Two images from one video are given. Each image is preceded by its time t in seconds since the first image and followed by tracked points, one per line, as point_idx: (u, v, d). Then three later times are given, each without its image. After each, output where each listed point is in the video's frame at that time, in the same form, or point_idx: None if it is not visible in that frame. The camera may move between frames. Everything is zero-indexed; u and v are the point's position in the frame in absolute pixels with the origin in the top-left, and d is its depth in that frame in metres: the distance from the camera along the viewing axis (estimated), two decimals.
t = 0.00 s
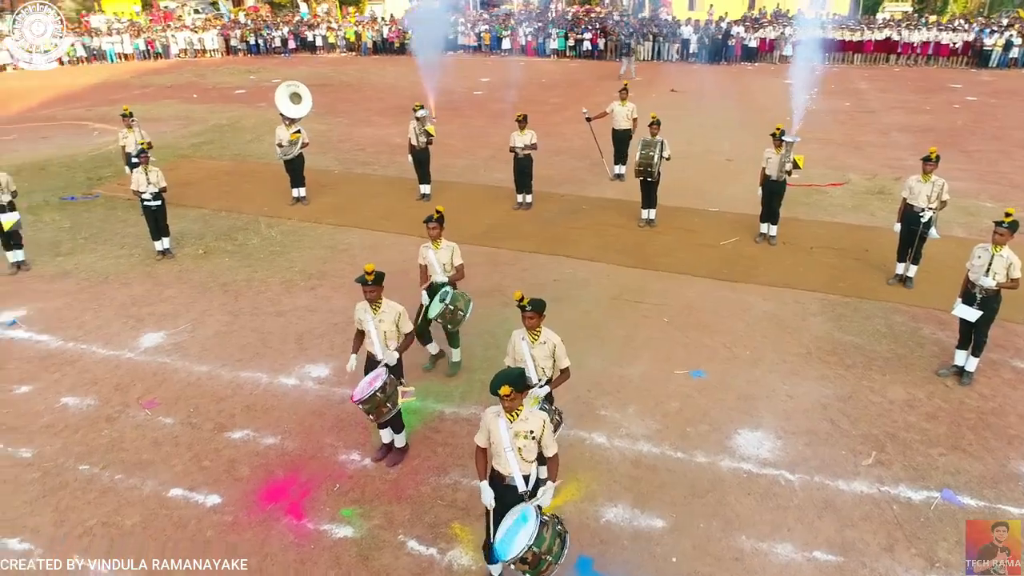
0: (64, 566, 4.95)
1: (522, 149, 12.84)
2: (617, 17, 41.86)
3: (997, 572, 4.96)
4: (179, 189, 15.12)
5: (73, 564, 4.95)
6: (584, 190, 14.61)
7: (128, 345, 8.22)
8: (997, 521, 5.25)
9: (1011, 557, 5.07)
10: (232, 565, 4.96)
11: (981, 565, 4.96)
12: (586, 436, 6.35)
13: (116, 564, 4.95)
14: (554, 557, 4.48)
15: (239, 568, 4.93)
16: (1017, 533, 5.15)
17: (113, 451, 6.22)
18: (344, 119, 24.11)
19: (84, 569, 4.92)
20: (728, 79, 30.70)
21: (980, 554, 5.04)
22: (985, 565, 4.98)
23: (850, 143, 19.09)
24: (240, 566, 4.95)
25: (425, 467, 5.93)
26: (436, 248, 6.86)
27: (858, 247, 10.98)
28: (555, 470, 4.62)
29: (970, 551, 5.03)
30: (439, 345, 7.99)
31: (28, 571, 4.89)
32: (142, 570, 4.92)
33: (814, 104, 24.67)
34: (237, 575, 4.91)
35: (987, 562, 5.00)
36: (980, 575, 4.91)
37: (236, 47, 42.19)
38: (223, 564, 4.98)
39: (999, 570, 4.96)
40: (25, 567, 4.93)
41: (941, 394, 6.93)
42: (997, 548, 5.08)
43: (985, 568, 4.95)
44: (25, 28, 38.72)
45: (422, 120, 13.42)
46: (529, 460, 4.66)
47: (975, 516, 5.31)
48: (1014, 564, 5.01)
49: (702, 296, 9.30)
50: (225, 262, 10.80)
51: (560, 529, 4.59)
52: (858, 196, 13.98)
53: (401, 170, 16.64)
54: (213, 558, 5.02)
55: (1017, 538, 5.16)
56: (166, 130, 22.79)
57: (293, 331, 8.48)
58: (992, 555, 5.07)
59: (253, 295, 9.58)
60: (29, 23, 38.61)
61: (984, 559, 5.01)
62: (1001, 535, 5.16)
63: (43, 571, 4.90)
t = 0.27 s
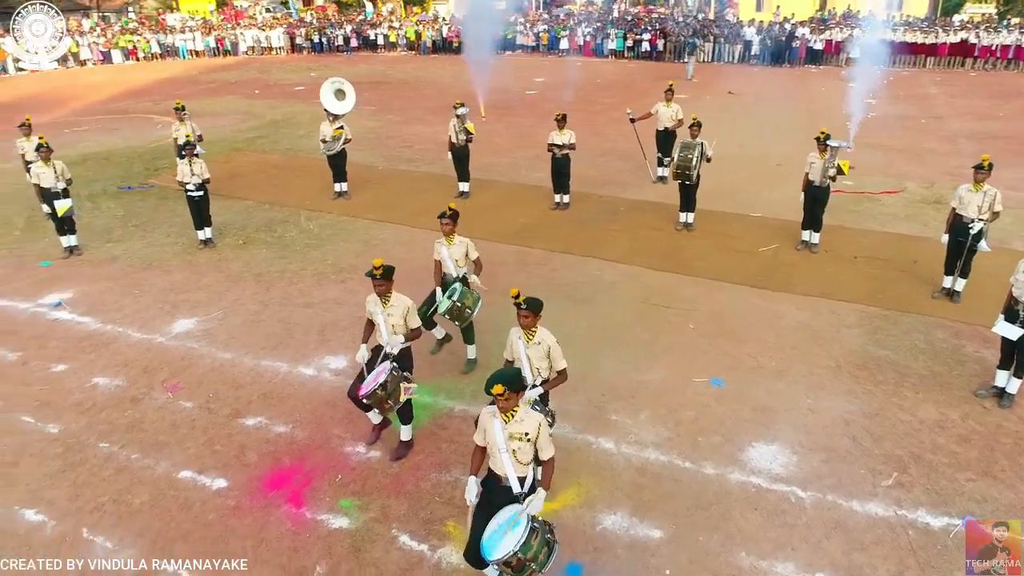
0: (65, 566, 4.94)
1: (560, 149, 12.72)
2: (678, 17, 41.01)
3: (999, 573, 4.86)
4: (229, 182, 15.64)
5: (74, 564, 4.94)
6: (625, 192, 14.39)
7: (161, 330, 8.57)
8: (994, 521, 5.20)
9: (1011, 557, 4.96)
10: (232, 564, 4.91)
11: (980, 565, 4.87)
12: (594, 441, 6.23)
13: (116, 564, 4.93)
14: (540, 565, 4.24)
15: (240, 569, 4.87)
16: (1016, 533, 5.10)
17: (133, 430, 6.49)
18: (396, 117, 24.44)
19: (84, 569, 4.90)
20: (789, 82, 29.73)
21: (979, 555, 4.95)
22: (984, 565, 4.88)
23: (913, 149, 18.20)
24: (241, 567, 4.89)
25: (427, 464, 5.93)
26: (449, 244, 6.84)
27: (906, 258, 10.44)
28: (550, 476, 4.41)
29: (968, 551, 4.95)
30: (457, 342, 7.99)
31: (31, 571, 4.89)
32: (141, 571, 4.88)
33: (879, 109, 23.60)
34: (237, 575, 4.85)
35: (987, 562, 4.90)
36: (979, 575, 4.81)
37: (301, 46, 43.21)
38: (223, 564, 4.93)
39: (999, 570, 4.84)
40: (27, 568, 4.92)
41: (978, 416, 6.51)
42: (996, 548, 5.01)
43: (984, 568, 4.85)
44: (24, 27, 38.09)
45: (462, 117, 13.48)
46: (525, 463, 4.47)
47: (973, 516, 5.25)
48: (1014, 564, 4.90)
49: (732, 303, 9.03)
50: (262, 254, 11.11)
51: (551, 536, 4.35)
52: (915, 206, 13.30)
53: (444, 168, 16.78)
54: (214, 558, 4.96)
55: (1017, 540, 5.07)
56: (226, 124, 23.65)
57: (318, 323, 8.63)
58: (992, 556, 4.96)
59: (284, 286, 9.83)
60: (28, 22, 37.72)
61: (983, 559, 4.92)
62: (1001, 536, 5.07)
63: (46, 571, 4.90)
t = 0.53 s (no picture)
0: (64, 566, 4.89)
1: (589, 149, 12.56)
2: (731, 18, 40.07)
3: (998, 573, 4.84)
4: (269, 177, 16.06)
5: (74, 564, 4.89)
6: (657, 193, 14.17)
7: (185, 317, 8.87)
8: (996, 521, 5.14)
9: (1011, 557, 4.94)
10: (232, 564, 4.87)
11: (981, 565, 4.85)
12: (591, 444, 6.14)
13: (116, 564, 4.88)
14: (512, 566, 4.19)
15: (240, 569, 4.83)
16: (1016, 531, 5.06)
17: (145, 412, 6.74)
18: (438, 115, 24.64)
19: (84, 569, 4.85)
20: (844, 84, 28.75)
21: (980, 555, 4.92)
22: (985, 565, 4.87)
23: (968, 156, 17.39)
24: (241, 566, 4.85)
25: (420, 457, 5.96)
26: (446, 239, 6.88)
27: (943, 268, 10.00)
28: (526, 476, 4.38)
29: (969, 551, 4.91)
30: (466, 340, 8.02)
31: (30, 571, 4.84)
32: (141, 571, 4.84)
33: (937, 114, 22.59)
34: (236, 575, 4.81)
35: (986, 562, 4.88)
36: None
37: (354, 44, 43.78)
38: (222, 564, 4.89)
39: (1000, 570, 4.83)
40: (26, 568, 4.87)
41: (999, 436, 6.18)
42: (997, 547, 4.96)
43: (985, 569, 4.83)
44: (24, 28, 34.96)
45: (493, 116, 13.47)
46: (500, 463, 4.47)
47: (974, 516, 5.20)
48: (1014, 564, 4.88)
49: (752, 309, 8.79)
50: (290, 247, 11.36)
51: (525, 537, 4.30)
52: (962, 214, 12.71)
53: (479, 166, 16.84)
54: (214, 557, 4.93)
55: (1017, 538, 5.04)
56: (273, 120, 24.28)
57: (333, 315, 8.78)
58: (992, 555, 4.94)
59: (307, 278, 10.03)
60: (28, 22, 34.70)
61: (983, 559, 4.90)
62: (1001, 535, 5.04)
63: (46, 571, 4.84)
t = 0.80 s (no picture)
0: (64, 566, 4.84)
1: (620, 149, 12.45)
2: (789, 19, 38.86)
3: (998, 573, 4.82)
4: (309, 171, 16.45)
5: (73, 564, 4.85)
6: (691, 195, 13.92)
7: (211, 305, 9.19)
8: (996, 521, 5.13)
9: (1011, 557, 4.93)
10: (232, 564, 4.83)
11: (981, 564, 4.84)
12: (587, 445, 6.08)
13: (116, 564, 4.83)
14: (485, 564, 4.15)
15: (237, 568, 4.80)
16: (1016, 531, 5.05)
17: (161, 393, 7.02)
18: (482, 114, 24.78)
19: (84, 569, 4.81)
20: (905, 88, 27.60)
21: (980, 553, 4.91)
22: (985, 565, 4.86)
23: None
24: (239, 566, 4.82)
25: (414, 450, 6.03)
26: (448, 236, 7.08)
27: (984, 281, 9.54)
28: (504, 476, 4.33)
29: (969, 550, 4.91)
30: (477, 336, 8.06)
31: (30, 571, 4.79)
32: (140, 571, 4.79)
33: (1002, 121, 21.46)
34: None
35: (987, 561, 4.87)
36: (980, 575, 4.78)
37: (409, 43, 44.36)
38: (222, 564, 4.84)
39: (1000, 570, 4.82)
40: (26, 568, 4.82)
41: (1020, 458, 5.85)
42: (997, 547, 4.96)
43: (985, 568, 4.83)
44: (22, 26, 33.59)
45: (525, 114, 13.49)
46: (480, 461, 4.44)
47: (973, 516, 5.17)
48: (1014, 564, 4.87)
49: (773, 315, 8.55)
50: (320, 240, 11.62)
51: (501, 535, 4.26)
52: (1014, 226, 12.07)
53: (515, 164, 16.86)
54: (213, 558, 4.88)
55: (1017, 538, 5.03)
56: (322, 117, 24.84)
57: (352, 308, 8.94)
58: (993, 555, 4.93)
59: (331, 271, 10.25)
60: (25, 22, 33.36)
61: (984, 558, 4.89)
62: (1001, 535, 5.02)
63: (46, 571, 4.79)
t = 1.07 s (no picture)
0: (64, 567, 4.79)
1: (659, 151, 12.21)
2: (859, 21, 37.31)
3: (998, 573, 4.82)
4: (357, 166, 16.83)
5: (73, 565, 4.80)
6: (734, 198, 13.61)
7: (247, 293, 9.56)
8: (995, 520, 5.12)
9: (1012, 557, 4.92)
10: (233, 564, 4.80)
11: (981, 564, 4.82)
12: (590, 446, 6.03)
13: (116, 564, 4.79)
14: (468, 568, 3.95)
15: (237, 569, 4.76)
16: (1016, 530, 5.05)
17: (188, 374, 7.36)
18: (534, 113, 24.83)
19: (84, 569, 4.76)
20: (981, 94, 26.14)
21: (980, 553, 4.90)
22: (985, 565, 4.84)
23: None
24: (239, 567, 4.78)
25: (417, 440, 6.14)
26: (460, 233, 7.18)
27: None
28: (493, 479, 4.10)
29: (969, 550, 4.89)
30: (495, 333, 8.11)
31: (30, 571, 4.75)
32: (140, 571, 4.75)
33: None
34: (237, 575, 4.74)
35: (987, 561, 4.87)
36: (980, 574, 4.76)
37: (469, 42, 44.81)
38: (222, 563, 4.81)
39: (1000, 570, 4.81)
40: (28, 568, 4.79)
41: None
42: (996, 547, 4.96)
43: (985, 568, 4.81)
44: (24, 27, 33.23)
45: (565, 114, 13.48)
46: (470, 461, 4.22)
47: (972, 516, 5.17)
48: (1015, 564, 4.86)
49: (802, 322, 8.27)
50: (357, 234, 11.88)
51: (487, 539, 4.04)
52: None
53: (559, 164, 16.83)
54: (214, 557, 4.85)
55: (1018, 538, 5.02)
56: (377, 114, 25.36)
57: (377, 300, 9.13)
58: (993, 555, 4.92)
59: (364, 264, 10.48)
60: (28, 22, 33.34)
61: (984, 558, 4.88)
62: (1001, 535, 5.02)
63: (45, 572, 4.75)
